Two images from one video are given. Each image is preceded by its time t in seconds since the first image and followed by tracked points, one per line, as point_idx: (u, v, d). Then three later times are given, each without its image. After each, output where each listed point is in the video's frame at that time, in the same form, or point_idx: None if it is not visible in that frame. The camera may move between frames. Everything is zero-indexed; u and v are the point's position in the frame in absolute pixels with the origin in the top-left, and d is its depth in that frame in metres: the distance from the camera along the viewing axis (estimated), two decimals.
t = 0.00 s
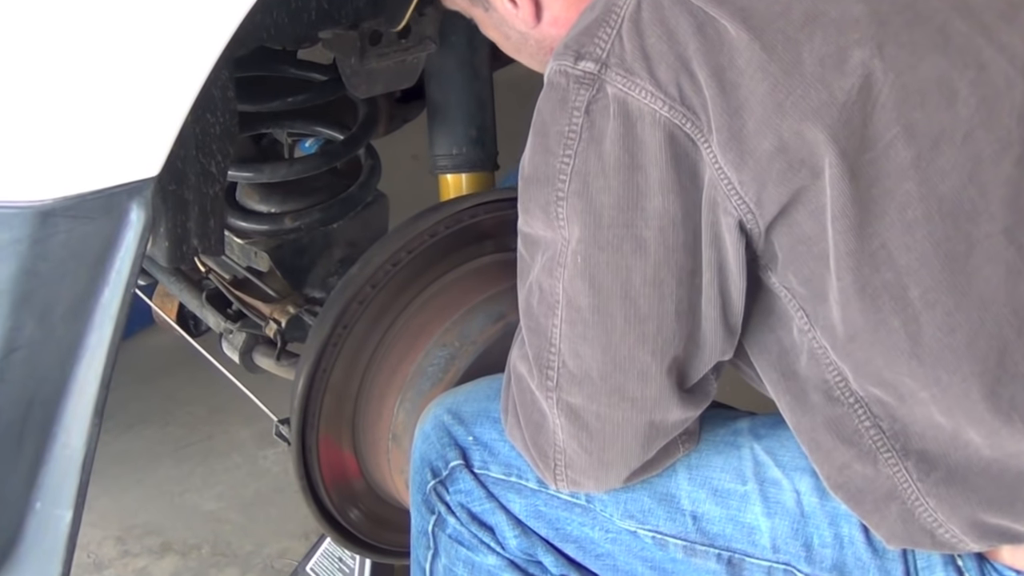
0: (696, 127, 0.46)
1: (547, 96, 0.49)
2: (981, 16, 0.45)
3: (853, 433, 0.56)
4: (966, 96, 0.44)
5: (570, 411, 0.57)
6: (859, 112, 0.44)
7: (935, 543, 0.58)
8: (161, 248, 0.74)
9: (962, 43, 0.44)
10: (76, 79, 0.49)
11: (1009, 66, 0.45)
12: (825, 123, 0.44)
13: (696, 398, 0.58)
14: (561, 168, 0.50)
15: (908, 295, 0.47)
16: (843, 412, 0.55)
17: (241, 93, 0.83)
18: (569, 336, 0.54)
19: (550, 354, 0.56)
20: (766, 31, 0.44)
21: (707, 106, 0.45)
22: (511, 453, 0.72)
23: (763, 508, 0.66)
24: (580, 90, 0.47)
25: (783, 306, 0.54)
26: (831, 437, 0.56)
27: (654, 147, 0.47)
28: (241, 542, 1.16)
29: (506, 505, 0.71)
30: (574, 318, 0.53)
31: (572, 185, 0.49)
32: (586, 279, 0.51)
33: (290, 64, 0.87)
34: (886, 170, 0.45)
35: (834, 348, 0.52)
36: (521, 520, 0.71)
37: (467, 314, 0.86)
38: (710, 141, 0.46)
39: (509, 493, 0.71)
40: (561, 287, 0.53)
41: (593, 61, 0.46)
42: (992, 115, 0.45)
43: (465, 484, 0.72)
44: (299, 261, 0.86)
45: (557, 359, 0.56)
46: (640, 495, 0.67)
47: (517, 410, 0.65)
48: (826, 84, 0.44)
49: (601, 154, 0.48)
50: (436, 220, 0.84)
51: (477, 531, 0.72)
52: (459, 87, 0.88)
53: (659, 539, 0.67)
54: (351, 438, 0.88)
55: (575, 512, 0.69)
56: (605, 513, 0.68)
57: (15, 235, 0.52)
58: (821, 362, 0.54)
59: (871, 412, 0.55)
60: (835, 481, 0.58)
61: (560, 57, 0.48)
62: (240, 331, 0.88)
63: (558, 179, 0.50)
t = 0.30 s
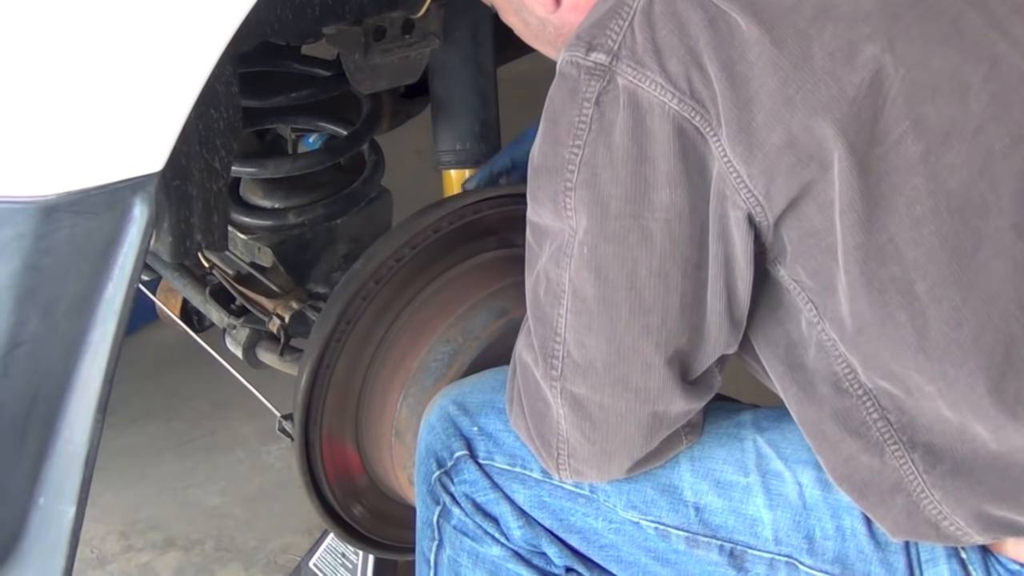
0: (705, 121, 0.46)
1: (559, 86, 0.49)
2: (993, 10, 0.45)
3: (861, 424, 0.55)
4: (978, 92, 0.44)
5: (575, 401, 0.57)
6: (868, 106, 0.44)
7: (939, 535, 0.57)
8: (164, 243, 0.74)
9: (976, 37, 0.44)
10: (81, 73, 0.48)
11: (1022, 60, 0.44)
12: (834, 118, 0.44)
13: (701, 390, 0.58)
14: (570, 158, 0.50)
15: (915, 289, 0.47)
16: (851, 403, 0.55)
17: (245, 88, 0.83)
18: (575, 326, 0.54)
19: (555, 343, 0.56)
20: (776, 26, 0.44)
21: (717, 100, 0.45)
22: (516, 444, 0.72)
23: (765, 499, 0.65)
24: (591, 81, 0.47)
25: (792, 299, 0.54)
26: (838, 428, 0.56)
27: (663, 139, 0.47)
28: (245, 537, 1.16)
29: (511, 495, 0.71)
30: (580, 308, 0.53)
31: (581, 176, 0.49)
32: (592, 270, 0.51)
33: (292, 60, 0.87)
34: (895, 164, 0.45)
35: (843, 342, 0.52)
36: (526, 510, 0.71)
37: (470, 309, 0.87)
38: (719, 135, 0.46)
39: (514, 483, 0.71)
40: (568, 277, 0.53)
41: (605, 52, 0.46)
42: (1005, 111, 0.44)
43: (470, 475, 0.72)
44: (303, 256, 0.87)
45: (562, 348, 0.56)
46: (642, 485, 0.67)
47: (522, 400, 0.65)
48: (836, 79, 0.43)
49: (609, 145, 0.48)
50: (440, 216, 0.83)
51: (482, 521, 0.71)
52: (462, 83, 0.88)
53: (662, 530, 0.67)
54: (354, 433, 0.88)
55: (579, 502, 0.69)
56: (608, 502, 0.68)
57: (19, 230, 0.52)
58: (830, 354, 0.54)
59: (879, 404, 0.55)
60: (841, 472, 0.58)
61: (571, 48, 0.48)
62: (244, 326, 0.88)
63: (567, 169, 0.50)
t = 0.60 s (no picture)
0: (710, 110, 0.46)
1: (564, 78, 0.49)
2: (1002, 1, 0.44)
3: (862, 418, 0.56)
4: (983, 82, 0.44)
5: (580, 393, 0.57)
6: (873, 96, 0.44)
7: (942, 528, 0.57)
8: (168, 240, 0.74)
9: (982, 28, 0.43)
10: (82, 66, 0.48)
11: None
12: (838, 107, 0.43)
13: (705, 382, 0.58)
14: (576, 149, 0.50)
15: (918, 279, 0.47)
16: (851, 398, 0.55)
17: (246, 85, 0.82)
18: (580, 317, 0.54)
19: (560, 335, 0.56)
20: (782, 16, 0.43)
21: (722, 89, 0.45)
22: (518, 441, 0.71)
23: (769, 495, 0.65)
24: (597, 72, 0.47)
25: (794, 294, 0.54)
26: (841, 423, 0.56)
27: (669, 128, 0.47)
28: (248, 535, 1.16)
29: (514, 492, 0.71)
30: (585, 299, 0.53)
31: (586, 166, 0.49)
32: (599, 260, 0.51)
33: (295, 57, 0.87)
34: (898, 154, 0.45)
35: (845, 334, 0.52)
36: (529, 507, 0.71)
37: (473, 307, 0.87)
38: (724, 125, 0.46)
39: (517, 480, 0.71)
40: (573, 269, 0.53)
41: (611, 43, 0.46)
42: (1011, 100, 0.44)
43: (473, 472, 0.72)
44: (305, 255, 0.87)
45: (567, 340, 0.56)
46: (646, 482, 0.67)
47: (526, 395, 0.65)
48: (841, 68, 0.43)
49: (616, 136, 0.48)
50: (443, 213, 0.84)
51: (485, 518, 0.72)
52: (465, 80, 0.88)
53: (666, 526, 0.67)
54: (358, 430, 0.88)
55: (582, 499, 0.69)
56: (612, 499, 0.68)
57: (23, 227, 0.52)
58: (832, 348, 0.54)
59: (881, 398, 0.55)
60: (844, 465, 0.58)
61: (578, 39, 0.47)
62: (247, 324, 0.87)
63: (574, 159, 0.50)
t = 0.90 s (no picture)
0: (720, 107, 0.46)
1: (575, 74, 0.49)
2: None
3: (870, 415, 0.56)
4: (993, 79, 0.44)
5: (588, 389, 0.57)
6: (882, 93, 0.44)
7: (948, 525, 0.57)
8: (174, 240, 0.75)
9: (991, 25, 0.44)
10: (91, 65, 0.49)
11: None
12: (847, 105, 0.44)
13: (713, 379, 0.58)
14: (586, 145, 0.50)
15: (926, 276, 0.47)
16: (860, 394, 0.55)
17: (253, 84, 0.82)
18: (589, 312, 0.54)
19: (569, 331, 0.56)
20: (790, 13, 0.44)
21: (731, 86, 0.45)
22: (526, 438, 0.71)
23: (775, 492, 0.65)
24: (607, 68, 0.47)
25: (803, 290, 0.54)
26: (848, 419, 0.56)
27: (678, 125, 0.47)
28: (254, 534, 1.16)
29: (522, 489, 0.71)
30: (594, 295, 0.54)
31: (596, 162, 0.50)
32: (607, 255, 0.51)
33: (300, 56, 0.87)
34: (907, 152, 0.45)
35: (853, 331, 0.52)
36: (537, 504, 0.71)
37: (479, 306, 0.87)
38: (733, 121, 0.46)
39: (525, 477, 0.71)
40: (582, 264, 0.53)
41: (621, 40, 0.46)
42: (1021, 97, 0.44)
43: (481, 469, 0.72)
44: (311, 255, 0.88)
45: (575, 336, 0.56)
46: (654, 479, 0.67)
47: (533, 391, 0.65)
48: (850, 66, 0.43)
49: (625, 131, 0.48)
50: (449, 212, 0.83)
51: (492, 515, 0.72)
52: (471, 79, 0.89)
53: (673, 523, 0.67)
54: (364, 429, 0.88)
55: (589, 496, 0.69)
56: (619, 495, 0.68)
57: (30, 228, 0.52)
58: (840, 345, 0.54)
59: (890, 394, 0.55)
60: (850, 462, 0.58)
61: (588, 35, 0.48)
62: (253, 323, 0.87)
63: (583, 155, 0.50)
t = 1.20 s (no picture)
0: (719, 110, 0.47)
1: (576, 76, 0.50)
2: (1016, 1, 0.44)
3: (869, 416, 0.55)
4: (993, 82, 0.44)
5: (588, 390, 0.58)
6: (880, 96, 0.44)
7: (947, 527, 0.57)
8: (178, 242, 0.76)
9: (992, 28, 0.43)
10: (107, 68, 0.49)
11: None
12: (845, 107, 0.44)
13: (713, 380, 0.58)
14: (586, 147, 0.50)
15: (925, 279, 0.47)
16: (859, 396, 0.55)
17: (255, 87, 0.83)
18: (589, 314, 0.55)
19: (569, 332, 0.56)
20: (790, 15, 0.44)
21: (730, 89, 0.46)
22: (527, 439, 0.71)
23: (776, 494, 0.65)
24: (607, 70, 0.48)
25: (802, 292, 0.54)
26: (847, 422, 0.56)
27: (678, 127, 0.48)
28: (254, 538, 1.16)
29: (522, 491, 0.71)
30: (594, 296, 0.54)
31: (597, 163, 0.50)
32: (607, 257, 0.52)
33: (302, 59, 0.87)
34: (905, 155, 0.45)
35: (853, 334, 0.52)
36: (537, 506, 0.71)
37: (481, 309, 0.87)
38: (732, 124, 0.47)
39: (525, 479, 0.71)
40: (582, 266, 0.54)
41: (621, 42, 0.47)
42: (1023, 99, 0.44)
43: (482, 471, 0.72)
44: (314, 256, 0.87)
45: (575, 337, 0.56)
46: (654, 480, 0.67)
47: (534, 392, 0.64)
48: (848, 68, 0.44)
49: (625, 133, 0.49)
50: (451, 215, 0.84)
51: (493, 517, 0.72)
52: (473, 83, 0.89)
53: (673, 525, 0.67)
54: (365, 432, 0.88)
55: (590, 498, 0.69)
56: (620, 497, 0.68)
57: (35, 231, 0.52)
58: (839, 346, 0.54)
59: (887, 396, 0.55)
60: (849, 465, 0.58)
61: (589, 37, 0.48)
62: (255, 326, 0.87)
63: (584, 157, 0.51)
